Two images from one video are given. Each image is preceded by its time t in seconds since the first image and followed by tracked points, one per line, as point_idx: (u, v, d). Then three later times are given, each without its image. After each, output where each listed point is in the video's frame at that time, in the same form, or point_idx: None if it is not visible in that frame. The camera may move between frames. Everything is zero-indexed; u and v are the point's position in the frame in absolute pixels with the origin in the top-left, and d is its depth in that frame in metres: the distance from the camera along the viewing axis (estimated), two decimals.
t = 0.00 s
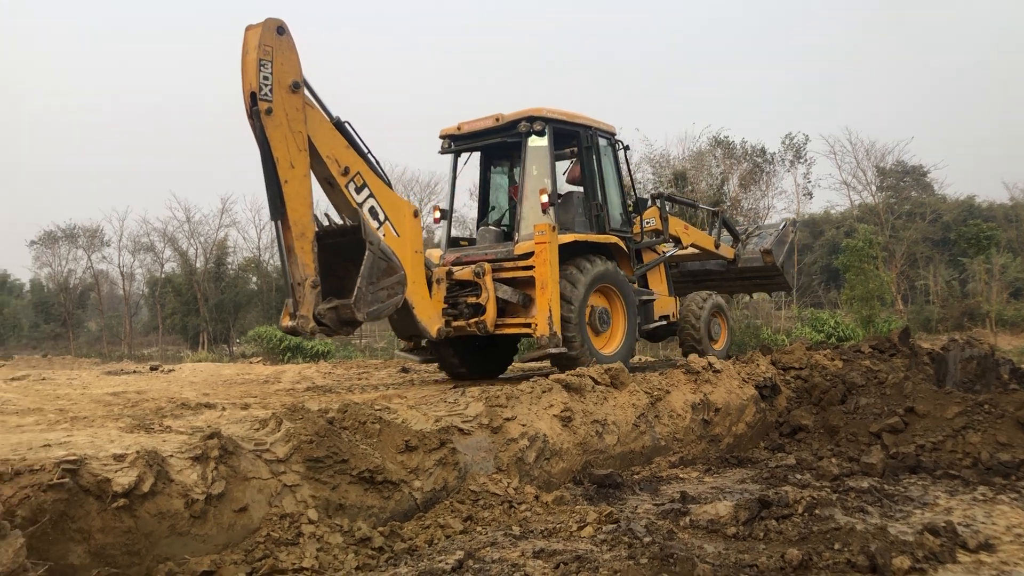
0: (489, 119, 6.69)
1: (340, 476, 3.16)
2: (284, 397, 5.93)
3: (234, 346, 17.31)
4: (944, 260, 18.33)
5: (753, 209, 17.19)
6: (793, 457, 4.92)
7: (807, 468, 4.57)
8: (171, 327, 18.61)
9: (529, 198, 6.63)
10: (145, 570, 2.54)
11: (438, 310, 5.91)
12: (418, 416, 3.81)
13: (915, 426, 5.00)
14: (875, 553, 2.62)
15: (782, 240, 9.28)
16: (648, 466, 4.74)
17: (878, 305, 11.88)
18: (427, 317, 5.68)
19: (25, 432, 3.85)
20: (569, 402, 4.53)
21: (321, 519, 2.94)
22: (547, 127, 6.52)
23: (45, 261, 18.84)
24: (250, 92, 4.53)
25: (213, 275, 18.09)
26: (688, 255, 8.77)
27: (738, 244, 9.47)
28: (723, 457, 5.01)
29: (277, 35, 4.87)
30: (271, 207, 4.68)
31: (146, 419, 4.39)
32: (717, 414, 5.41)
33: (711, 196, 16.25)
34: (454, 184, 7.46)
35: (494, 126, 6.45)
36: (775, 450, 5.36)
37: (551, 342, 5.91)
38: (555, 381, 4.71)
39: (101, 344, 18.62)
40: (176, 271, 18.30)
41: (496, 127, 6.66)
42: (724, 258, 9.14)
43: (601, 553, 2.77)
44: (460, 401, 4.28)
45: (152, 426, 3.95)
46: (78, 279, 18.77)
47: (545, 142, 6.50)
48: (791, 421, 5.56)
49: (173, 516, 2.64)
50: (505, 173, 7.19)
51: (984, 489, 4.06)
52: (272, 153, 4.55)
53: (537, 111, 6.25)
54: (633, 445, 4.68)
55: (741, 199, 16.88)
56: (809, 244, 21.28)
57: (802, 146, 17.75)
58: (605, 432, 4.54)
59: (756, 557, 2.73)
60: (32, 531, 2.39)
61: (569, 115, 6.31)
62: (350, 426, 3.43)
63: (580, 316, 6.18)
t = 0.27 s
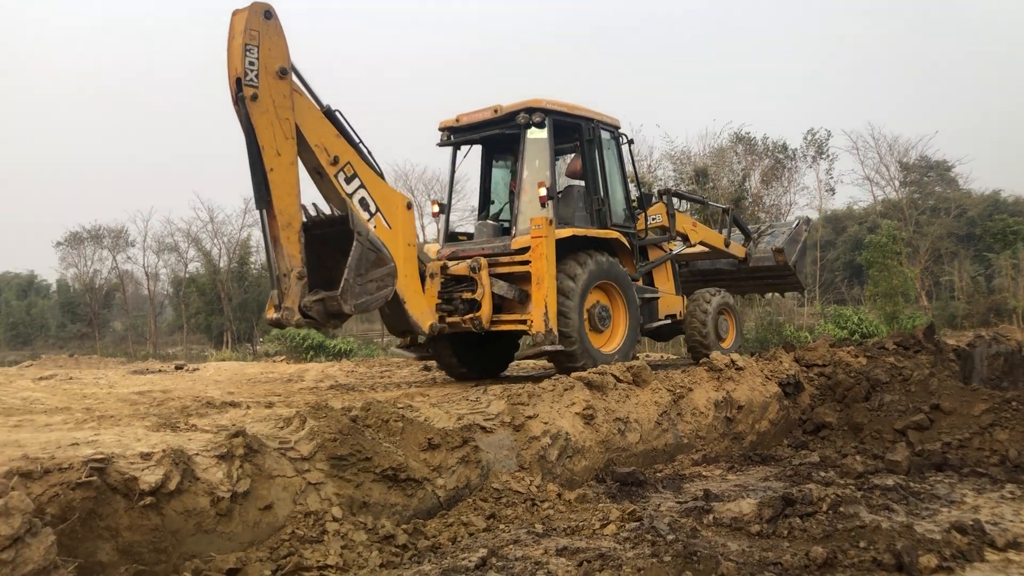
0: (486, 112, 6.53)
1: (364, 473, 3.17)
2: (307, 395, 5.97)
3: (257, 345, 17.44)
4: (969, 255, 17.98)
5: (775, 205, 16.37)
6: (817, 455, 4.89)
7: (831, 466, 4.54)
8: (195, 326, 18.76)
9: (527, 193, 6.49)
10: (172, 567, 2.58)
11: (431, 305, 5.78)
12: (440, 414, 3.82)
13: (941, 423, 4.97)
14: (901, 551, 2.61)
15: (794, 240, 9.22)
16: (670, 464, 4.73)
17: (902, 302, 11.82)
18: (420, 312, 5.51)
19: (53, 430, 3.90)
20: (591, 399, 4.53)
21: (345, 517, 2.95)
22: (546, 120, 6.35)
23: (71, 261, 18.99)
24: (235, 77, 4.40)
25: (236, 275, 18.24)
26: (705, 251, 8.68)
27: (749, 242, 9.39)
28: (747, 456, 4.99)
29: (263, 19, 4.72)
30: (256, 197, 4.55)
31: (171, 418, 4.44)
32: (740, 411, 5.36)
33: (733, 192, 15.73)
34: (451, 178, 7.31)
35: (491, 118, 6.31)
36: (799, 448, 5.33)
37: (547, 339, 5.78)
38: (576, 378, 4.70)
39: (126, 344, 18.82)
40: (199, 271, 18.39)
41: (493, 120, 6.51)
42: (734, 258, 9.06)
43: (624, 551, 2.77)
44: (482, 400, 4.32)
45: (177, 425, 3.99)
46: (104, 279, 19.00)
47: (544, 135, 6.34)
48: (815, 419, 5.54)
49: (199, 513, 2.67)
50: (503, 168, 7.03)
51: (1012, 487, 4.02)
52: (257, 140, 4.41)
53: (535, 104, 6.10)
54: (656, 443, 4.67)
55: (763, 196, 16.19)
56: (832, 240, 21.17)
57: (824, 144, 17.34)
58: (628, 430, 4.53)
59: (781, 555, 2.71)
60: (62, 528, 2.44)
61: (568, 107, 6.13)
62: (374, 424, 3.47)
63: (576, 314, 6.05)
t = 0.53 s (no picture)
0: (477, 111, 6.33)
1: (387, 474, 3.19)
2: (329, 396, 6.03)
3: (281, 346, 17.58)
4: (997, 252, 17.59)
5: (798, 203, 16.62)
6: (843, 455, 4.86)
7: (857, 466, 4.51)
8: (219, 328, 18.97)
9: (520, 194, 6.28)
10: (199, 568, 2.63)
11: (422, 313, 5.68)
12: (463, 415, 3.86)
13: (969, 422, 4.92)
14: (930, 552, 2.59)
15: (803, 234, 9.09)
16: (694, 464, 4.73)
17: (928, 299, 11.68)
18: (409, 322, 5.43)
19: (83, 432, 3.98)
20: (614, 399, 4.55)
21: (369, 518, 2.98)
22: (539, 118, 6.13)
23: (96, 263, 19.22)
24: (209, 90, 4.31)
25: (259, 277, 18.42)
26: (717, 248, 8.59)
27: (757, 236, 9.24)
28: (772, 456, 4.99)
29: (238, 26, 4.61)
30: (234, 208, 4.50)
31: (196, 419, 4.49)
32: (765, 411, 5.37)
33: (755, 191, 15.10)
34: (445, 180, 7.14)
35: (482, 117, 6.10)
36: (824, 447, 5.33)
37: (542, 347, 5.62)
38: (598, 379, 4.71)
39: (151, 346, 19.06)
40: (222, 274, 18.62)
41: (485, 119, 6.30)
42: (742, 253, 8.90)
43: (648, 552, 2.77)
44: (504, 400, 4.34)
45: (202, 426, 4.03)
46: (128, 282, 19.26)
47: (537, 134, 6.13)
48: (840, 419, 5.51)
49: (225, 514, 2.71)
50: (498, 168, 6.84)
51: None
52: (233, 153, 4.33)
53: (526, 103, 5.91)
54: (680, 443, 4.66)
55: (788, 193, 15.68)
56: (856, 238, 21.08)
57: (847, 139, 17.13)
58: (651, 429, 4.53)
59: (807, 556, 2.70)
60: (88, 529, 2.49)
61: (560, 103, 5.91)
62: (396, 425, 3.46)
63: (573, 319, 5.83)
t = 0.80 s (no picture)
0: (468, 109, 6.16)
1: (412, 477, 3.30)
2: (352, 399, 6.10)
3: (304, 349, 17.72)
4: None
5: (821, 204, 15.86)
6: (870, 456, 4.82)
7: (884, 467, 4.47)
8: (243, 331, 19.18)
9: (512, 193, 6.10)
10: (226, 569, 2.72)
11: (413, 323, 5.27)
12: (487, 417, 3.97)
13: (998, 424, 4.86)
14: (960, 555, 2.59)
15: (808, 228, 8.93)
16: (719, 466, 4.73)
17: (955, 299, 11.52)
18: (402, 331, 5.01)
19: (111, 435, 4.05)
20: (637, 401, 4.58)
21: (394, 520, 3.08)
22: (530, 115, 5.94)
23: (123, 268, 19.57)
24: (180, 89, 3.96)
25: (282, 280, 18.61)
26: (724, 247, 8.50)
27: (762, 232, 9.09)
28: (797, 457, 4.97)
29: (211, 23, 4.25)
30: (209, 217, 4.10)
31: (222, 422, 4.55)
32: (790, 413, 5.36)
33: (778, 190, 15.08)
34: (439, 181, 7.02)
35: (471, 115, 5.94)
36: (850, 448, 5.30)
37: (536, 352, 5.38)
38: (622, 381, 4.75)
39: (175, 349, 19.32)
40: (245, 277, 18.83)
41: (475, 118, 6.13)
42: (748, 250, 8.74)
43: (673, 554, 2.80)
44: (528, 402, 4.40)
45: (227, 429, 4.08)
46: (154, 286, 19.54)
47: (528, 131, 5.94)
48: (866, 420, 5.46)
49: (251, 517, 2.81)
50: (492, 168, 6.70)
51: None
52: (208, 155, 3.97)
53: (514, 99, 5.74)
54: (704, 445, 4.70)
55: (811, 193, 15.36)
56: (880, 238, 20.96)
57: (871, 138, 17.00)
58: (675, 432, 4.56)
59: (834, 559, 2.70)
60: (118, 532, 2.55)
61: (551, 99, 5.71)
62: (421, 427, 3.61)
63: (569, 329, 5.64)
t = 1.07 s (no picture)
0: (455, 103, 6.10)
1: (434, 478, 3.34)
2: (374, 400, 6.18)
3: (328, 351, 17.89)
4: None
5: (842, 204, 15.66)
6: (895, 457, 4.78)
7: (909, 468, 4.44)
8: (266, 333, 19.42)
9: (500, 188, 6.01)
10: (252, 569, 2.77)
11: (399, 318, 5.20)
12: (508, 418, 3.97)
13: None
14: (989, 556, 2.56)
15: (814, 226, 8.78)
16: (742, 466, 4.73)
17: (981, 298, 11.35)
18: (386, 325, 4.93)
19: (137, 437, 4.12)
20: (660, 402, 4.62)
21: (417, 521, 3.10)
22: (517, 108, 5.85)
23: (147, 272, 19.85)
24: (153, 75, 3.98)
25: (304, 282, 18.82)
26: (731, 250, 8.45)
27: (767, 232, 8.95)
28: (821, 458, 4.95)
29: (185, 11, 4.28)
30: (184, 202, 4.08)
31: (245, 424, 4.62)
32: (813, 413, 5.34)
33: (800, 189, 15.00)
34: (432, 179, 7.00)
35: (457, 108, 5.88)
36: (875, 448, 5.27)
37: (523, 347, 5.22)
38: (645, 383, 4.83)
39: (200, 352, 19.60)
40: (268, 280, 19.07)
41: (462, 112, 6.07)
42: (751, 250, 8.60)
43: (697, 555, 2.80)
44: (550, 403, 4.43)
45: (250, 431, 4.14)
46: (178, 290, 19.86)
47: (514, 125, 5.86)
48: (891, 420, 5.42)
49: (275, 518, 2.84)
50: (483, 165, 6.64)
51: None
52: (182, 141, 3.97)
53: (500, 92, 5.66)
54: (727, 445, 4.70)
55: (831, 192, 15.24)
56: (904, 237, 20.79)
57: (894, 137, 16.86)
58: (697, 432, 4.58)
59: (860, 560, 2.69)
60: (145, 532, 2.63)
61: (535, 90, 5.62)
62: (443, 428, 3.66)
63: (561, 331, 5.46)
